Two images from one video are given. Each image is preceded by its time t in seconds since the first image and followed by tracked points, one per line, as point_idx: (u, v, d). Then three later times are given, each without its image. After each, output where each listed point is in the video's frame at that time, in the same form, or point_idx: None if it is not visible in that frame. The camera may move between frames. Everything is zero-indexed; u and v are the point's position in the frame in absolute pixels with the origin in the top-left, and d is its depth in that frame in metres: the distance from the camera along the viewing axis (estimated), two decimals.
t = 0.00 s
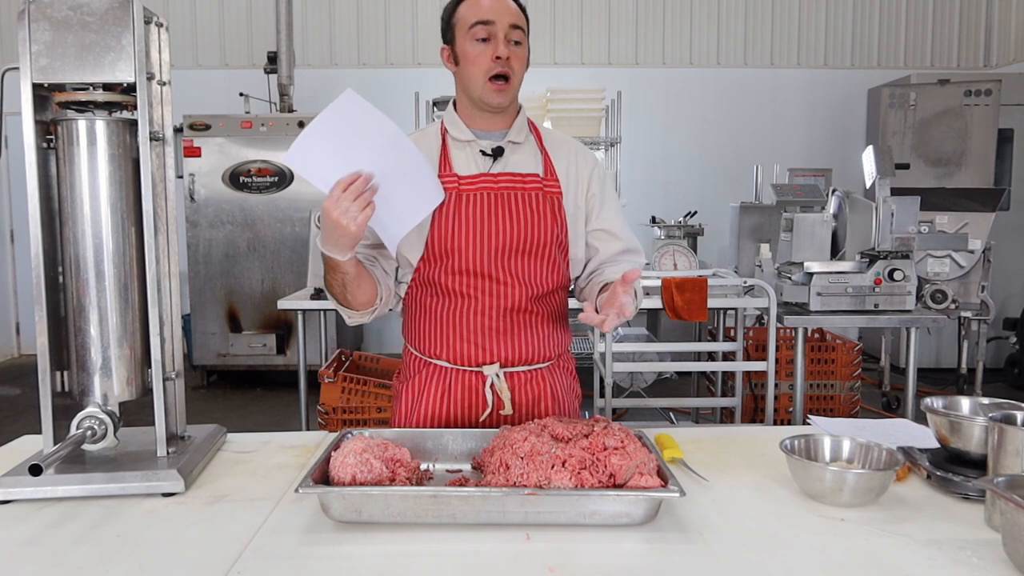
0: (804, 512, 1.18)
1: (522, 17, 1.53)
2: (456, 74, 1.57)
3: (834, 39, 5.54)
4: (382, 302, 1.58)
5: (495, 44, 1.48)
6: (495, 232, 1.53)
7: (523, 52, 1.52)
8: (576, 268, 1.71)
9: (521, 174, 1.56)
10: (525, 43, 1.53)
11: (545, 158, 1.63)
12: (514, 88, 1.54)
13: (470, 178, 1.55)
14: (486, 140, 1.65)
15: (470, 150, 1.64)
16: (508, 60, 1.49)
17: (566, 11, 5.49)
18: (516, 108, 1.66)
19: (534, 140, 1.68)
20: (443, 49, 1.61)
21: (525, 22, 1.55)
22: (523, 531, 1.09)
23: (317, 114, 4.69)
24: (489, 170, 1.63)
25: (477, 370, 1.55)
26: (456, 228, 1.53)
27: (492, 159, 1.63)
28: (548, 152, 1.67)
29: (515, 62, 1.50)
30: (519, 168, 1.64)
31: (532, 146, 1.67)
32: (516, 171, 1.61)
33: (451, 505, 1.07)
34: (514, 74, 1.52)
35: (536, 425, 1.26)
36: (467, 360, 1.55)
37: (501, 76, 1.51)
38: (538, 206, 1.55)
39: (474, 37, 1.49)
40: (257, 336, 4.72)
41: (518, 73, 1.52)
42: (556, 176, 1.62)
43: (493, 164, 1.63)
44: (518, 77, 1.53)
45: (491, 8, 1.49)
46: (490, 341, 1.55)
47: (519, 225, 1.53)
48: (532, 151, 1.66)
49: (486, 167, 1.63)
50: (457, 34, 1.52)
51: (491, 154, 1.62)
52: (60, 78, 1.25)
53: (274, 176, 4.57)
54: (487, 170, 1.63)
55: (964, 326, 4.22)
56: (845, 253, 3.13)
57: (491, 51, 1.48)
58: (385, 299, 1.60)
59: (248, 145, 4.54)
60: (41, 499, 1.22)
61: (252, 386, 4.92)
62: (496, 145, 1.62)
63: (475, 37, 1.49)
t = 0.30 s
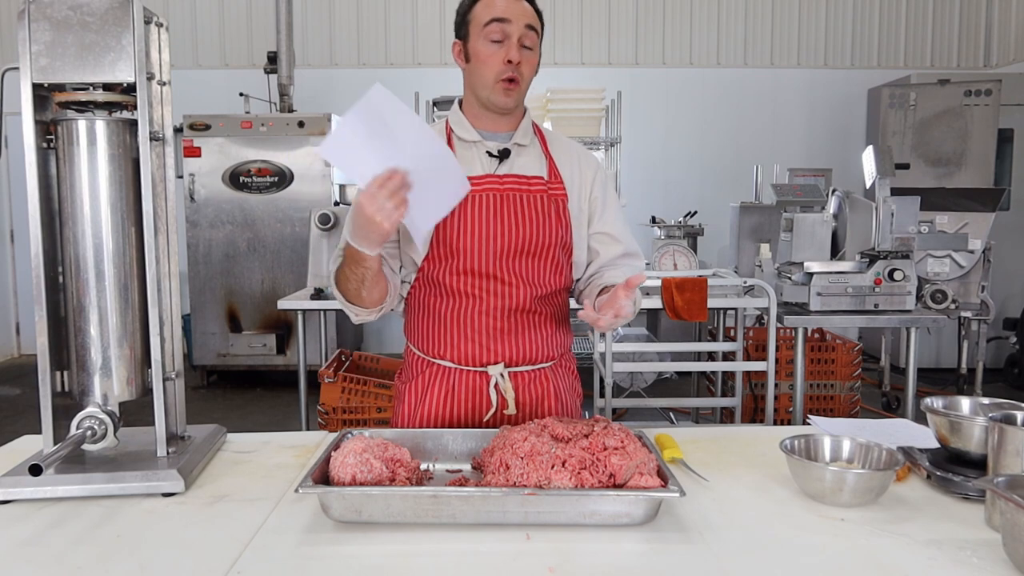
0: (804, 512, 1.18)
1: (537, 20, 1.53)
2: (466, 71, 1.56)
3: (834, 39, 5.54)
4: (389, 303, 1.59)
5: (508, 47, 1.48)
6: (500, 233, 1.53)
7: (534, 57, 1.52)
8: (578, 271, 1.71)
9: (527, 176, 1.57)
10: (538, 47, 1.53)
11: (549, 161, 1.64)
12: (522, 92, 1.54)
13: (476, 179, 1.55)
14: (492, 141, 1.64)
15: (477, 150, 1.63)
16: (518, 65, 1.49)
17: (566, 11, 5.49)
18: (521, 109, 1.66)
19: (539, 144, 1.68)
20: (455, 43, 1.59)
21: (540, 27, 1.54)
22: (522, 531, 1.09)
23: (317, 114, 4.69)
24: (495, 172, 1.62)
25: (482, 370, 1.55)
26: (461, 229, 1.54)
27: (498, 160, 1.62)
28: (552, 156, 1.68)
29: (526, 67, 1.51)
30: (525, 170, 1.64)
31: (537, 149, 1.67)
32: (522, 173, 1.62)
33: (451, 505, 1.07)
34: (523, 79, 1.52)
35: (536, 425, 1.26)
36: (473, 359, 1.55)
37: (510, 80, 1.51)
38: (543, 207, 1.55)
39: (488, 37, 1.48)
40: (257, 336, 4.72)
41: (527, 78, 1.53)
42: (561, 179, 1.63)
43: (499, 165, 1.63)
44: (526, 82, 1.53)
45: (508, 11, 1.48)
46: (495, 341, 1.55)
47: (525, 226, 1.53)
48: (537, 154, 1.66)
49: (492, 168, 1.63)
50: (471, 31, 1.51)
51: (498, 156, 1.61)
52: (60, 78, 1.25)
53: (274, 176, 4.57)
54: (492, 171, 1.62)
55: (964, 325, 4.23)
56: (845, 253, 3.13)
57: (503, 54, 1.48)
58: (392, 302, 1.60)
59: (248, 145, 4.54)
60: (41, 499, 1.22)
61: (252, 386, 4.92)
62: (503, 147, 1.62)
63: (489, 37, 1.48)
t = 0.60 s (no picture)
0: (804, 512, 1.18)
1: (544, 25, 1.51)
2: (471, 77, 1.57)
3: (834, 38, 5.54)
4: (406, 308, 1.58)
5: (511, 56, 1.47)
6: (497, 234, 1.54)
7: (540, 64, 1.51)
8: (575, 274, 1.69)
9: (528, 180, 1.58)
10: (543, 54, 1.52)
11: (553, 166, 1.64)
12: (527, 99, 1.53)
13: (478, 183, 1.57)
14: (497, 145, 1.64)
15: (481, 154, 1.63)
16: (521, 75, 1.49)
17: (566, 11, 5.48)
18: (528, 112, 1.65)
19: (544, 148, 1.67)
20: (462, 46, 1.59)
21: (547, 32, 1.52)
22: (522, 531, 1.09)
23: (316, 113, 4.68)
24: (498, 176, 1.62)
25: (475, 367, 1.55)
26: (460, 230, 1.54)
27: (501, 165, 1.62)
28: (556, 159, 1.67)
29: (530, 76, 1.50)
30: (527, 176, 1.64)
31: (542, 154, 1.66)
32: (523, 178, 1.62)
33: (451, 505, 1.07)
34: (527, 87, 1.51)
35: (536, 425, 1.26)
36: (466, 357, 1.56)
37: (513, 88, 1.51)
38: (542, 211, 1.56)
39: (491, 45, 1.48)
40: (257, 336, 4.72)
41: (532, 86, 1.52)
42: (563, 184, 1.63)
43: (502, 170, 1.63)
44: (531, 89, 1.53)
45: (513, 18, 1.46)
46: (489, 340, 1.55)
47: (524, 229, 1.54)
48: (541, 158, 1.66)
49: (496, 173, 1.63)
50: (476, 38, 1.51)
51: (501, 161, 1.62)
52: (60, 78, 1.25)
53: (274, 176, 4.57)
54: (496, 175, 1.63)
55: (964, 325, 4.23)
56: (845, 253, 3.13)
57: (506, 63, 1.48)
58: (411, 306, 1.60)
59: (248, 145, 4.54)
60: (41, 499, 1.22)
61: (252, 386, 4.92)
62: (507, 152, 1.63)
63: (492, 46, 1.47)
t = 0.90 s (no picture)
0: (804, 512, 1.18)
1: (533, 25, 1.50)
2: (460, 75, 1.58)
3: (834, 38, 5.55)
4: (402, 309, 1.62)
5: (493, 54, 1.47)
6: (486, 234, 1.54)
7: (525, 64, 1.51)
8: (576, 274, 1.67)
9: (519, 180, 1.58)
10: (530, 54, 1.51)
11: (546, 164, 1.63)
12: (510, 98, 1.53)
13: (468, 183, 1.58)
14: (488, 145, 1.65)
15: (474, 155, 1.64)
16: (503, 73, 1.49)
17: (566, 11, 5.49)
18: (522, 112, 1.65)
19: (539, 145, 1.66)
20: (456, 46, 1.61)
21: (535, 33, 1.52)
22: (523, 531, 1.09)
23: (316, 113, 4.68)
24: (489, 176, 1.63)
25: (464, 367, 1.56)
26: (449, 231, 1.56)
27: (493, 165, 1.63)
28: (552, 156, 1.66)
29: (512, 74, 1.50)
30: (520, 174, 1.63)
31: (536, 151, 1.66)
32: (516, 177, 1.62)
33: (451, 505, 1.07)
34: (510, 86, 1.51)
35: (536, 425, 1.26)
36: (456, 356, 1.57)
37: (495, 86, 1.51)
38: (531, 211, 1.56)
39: (475, 44, 1.49)
40: (257, 336, 4.71)
41: (516, 86, 1.52)
42: (557, 182, 1.62)
43: (493, 170, 1.63)
44: (515, 89, 1.52)
45: (497, 18, 1.46)
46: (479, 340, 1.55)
47: (512, 229, 1.54)
48: (536, 156, 1.65)
49: (487, 173, 1.63)
50: (464, 37, 1.52)
51: (493, 160, 1.62)
52: (60, 78, 1.25)
53: (274, 176, 4.57)
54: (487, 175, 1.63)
55: (964, 325, 4.23)
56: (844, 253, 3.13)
57: (488, 61, 1.48)
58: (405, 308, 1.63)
59: (248, 145, 4.54)
60: (41, 499, 1.22)
61: (252, 386, 4.92)
62: (498, 151, 1.63)
63: (476, 44, 1.49)
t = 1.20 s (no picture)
0: (804, 512, 1.18)
1: (528, 21, 1.51)
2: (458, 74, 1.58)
3: (834, 38, 5.55)
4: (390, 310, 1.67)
5: (492, 51, 1.47)
6: (485, 233, 1.54)
7: (523, 60, 1.51)
8: (577, 273, 1.67)
9: (518, 178, 1.57)
10: (527, 50, 1.51)
11: (545, 162, 1.63)
12: (510, 94, 1.53)
13: (467, 182, 1.58)
14: (487, 144, 1.65)
15: (471, 154, 1.65)
16: (502, 69, 1.49)
17: (566, 12, 5.49)
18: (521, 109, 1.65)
19: (537, 143, 1.67)
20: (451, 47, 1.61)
21: (530, 30, 1.52)
22: (523, 531, 1.09)
23: (316, 113, 4.68)
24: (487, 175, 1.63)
25: (464, 368, 1.55)
26: (449, 230, 1.56)
27: (490, 163, 1.63)
28: (550, 154, 1.66)
29: (511, 70, 1.50)
30: (518, 172, 1.64)
31: (534, 150, 1.66)
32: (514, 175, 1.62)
33: (451, 505, 1.07)
34: (509, 81, 1.51)
35: (536, 425, 1.26)
36: (457, 356, 1.56)
37: (495, 82, 1.52)
38: (530, 209, 1.55)
39: (473, 42, 1.49)
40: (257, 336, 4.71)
41: (515, 82, 1.52)
42: (556, 180, 1.62)
43: (491, 168, 1.64)
44: (515, 85, 1.53)
45: (494, 15, 1.47)
46: (479, 339, 1.55)
47: (512, 228, 1.54)
48: (534, 155, 1.66)
49: (484, 171, 1.64)
50: (461, 36, 1.52)
51: (489, 159, 1.63)
52: (60, 78, 1.25)
53: (274, 176, 4.56)
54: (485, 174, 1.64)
55: (964, 326, 4.24)
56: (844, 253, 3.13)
57: (487, 58, 1.48)
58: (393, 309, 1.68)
59: (248, 145, 4.54)
60: (41, 499, 1.22)
61: (252, 386, 4.92)
62: (495, 150, 1.63)
63: (474, 43, 1.49)
